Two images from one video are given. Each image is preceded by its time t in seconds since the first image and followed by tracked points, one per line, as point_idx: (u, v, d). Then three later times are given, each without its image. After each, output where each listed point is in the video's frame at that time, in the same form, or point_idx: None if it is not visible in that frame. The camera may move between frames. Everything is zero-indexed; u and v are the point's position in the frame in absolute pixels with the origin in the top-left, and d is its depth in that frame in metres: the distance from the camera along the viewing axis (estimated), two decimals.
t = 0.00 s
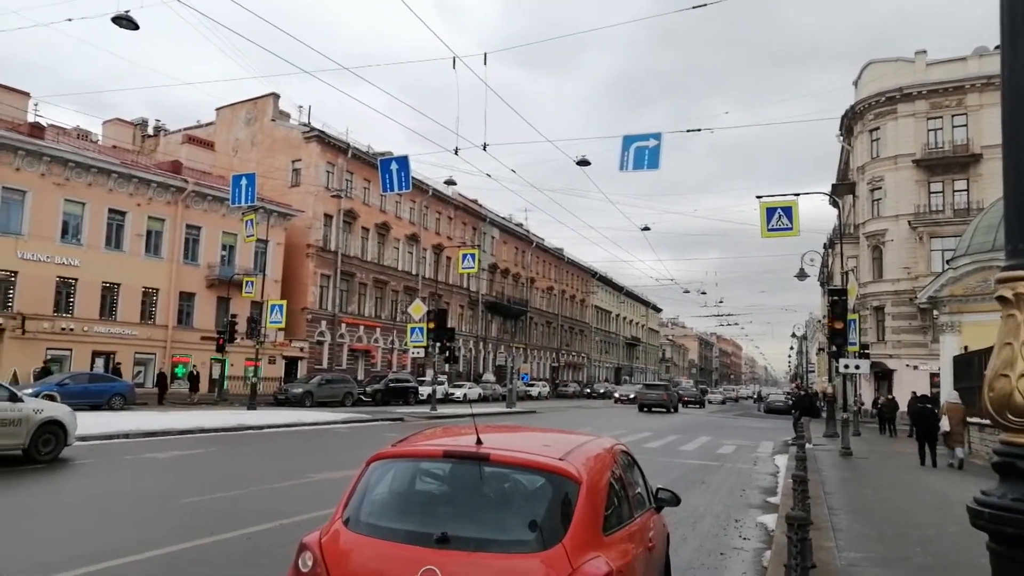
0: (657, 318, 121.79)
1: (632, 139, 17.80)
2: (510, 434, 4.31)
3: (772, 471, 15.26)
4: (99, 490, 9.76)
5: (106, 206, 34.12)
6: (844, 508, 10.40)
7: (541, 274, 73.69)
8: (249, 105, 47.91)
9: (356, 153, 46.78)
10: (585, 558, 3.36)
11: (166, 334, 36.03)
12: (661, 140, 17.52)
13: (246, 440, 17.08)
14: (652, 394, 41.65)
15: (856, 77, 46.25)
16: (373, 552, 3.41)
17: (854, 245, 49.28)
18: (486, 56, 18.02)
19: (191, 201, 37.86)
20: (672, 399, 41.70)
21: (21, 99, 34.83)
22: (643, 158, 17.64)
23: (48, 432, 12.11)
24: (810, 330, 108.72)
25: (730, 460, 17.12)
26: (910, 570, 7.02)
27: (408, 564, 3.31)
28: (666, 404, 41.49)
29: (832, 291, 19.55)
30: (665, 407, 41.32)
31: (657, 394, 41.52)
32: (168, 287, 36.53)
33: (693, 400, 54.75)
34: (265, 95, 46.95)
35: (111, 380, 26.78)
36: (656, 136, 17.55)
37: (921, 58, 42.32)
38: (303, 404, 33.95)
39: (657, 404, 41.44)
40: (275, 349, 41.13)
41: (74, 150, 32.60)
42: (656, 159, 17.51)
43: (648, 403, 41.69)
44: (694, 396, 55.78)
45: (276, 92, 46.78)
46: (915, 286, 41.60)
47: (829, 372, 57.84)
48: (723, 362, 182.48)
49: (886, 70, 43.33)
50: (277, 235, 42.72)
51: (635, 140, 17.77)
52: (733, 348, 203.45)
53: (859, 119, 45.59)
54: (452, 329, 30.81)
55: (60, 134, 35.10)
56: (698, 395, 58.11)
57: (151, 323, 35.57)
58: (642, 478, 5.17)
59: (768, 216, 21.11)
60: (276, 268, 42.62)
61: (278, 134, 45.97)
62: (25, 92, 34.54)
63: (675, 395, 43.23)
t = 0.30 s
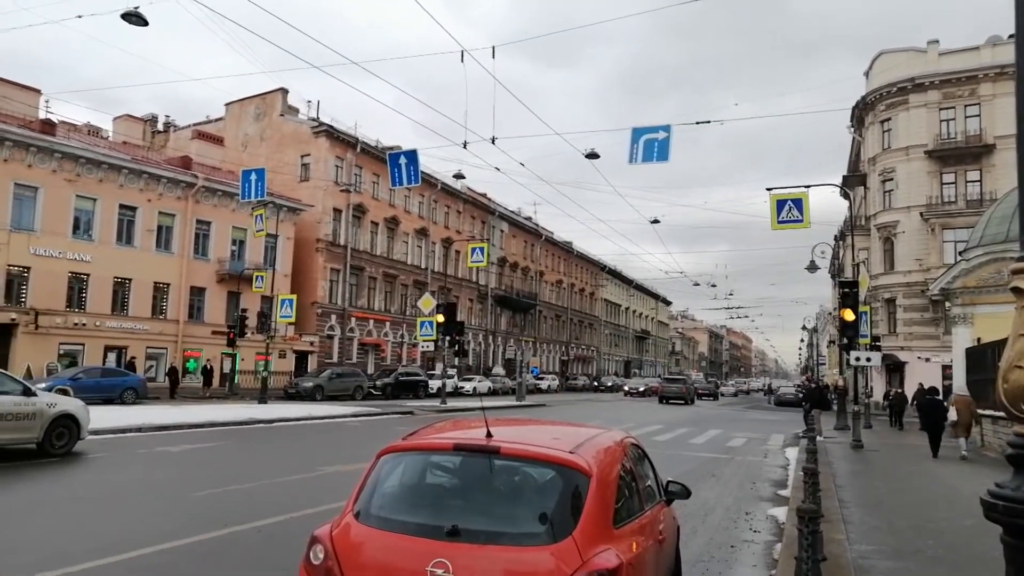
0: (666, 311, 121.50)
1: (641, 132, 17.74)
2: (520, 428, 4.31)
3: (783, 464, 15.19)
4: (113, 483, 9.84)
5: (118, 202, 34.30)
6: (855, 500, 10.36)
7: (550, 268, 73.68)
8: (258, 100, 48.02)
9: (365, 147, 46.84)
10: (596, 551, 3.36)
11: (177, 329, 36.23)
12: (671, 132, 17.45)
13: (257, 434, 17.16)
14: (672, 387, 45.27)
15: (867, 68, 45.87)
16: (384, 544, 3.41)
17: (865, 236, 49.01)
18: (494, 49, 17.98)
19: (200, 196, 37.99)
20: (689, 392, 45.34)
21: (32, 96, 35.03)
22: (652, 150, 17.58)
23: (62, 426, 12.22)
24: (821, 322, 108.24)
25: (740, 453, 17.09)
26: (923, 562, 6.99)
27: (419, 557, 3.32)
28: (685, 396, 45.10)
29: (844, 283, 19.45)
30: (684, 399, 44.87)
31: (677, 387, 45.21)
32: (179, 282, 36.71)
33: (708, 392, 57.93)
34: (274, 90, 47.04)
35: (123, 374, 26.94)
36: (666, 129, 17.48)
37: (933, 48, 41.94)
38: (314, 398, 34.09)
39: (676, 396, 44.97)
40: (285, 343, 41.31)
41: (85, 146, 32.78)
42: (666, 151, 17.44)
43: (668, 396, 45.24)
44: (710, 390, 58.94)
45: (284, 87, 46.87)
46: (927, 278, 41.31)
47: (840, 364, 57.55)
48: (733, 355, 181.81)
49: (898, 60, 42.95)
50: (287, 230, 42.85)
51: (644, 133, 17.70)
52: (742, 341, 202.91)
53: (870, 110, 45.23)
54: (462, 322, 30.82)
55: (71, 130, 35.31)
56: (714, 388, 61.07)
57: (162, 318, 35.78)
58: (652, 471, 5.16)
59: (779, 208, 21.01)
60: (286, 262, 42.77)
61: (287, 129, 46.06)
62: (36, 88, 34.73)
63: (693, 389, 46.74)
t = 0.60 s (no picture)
0: (669, 308, 121.40)
1: (644, 128, 17.71)
2: (522, 424, 4.30)
3: (785, 461, 15.18)
4: (115, 480, 9.84)
5: (121, 198, 34.33)
6: (858, 498, 10.33)
7: (553, 265, 73.68)
8: (261, 97, 48.03)
9: (368, 144, 46.84)
10: (599, 548, 3.36)
11: (181, 326, 36.28)
12: (674, 128, 17.43)
13: (260, 431, 17.16)
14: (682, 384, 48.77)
15: (871, 64, 45.74)
16: (387, 542, 3.42)
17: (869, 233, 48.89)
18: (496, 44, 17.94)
19: (204, 193, 38.01)
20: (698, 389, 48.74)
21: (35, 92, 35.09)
22: (655, 146, 17.54)
23: (66, 423, 12.24)
24: (824, 319, 108.04)
25: (743, 450, 17.06)
26: (926, 560, 6.98)
27: (422, 554, 3.33)
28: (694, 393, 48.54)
29: (847, 280, 19.40)
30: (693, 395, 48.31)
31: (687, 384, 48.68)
32: (182, 278, 36.75)
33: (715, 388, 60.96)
34: (277, 86, 47.06)
35: (127, 370, 26.98)
36: (669, 126, 17.46)
37: (938, 44, 41.83)
38: (317, 394, 34.11)
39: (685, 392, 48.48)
40: (288, 340, 41.38)
41: (89, 143, 32.83)
42: (669, 147, 17.41)
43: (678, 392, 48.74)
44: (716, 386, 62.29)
45: (287, 84, 46.87)
46: (931, 275, 41.17)
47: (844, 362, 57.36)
48: (736, 352, 181.48)
49: (902, 56, 42.84)
50: (290, 227, 42.86)
51: (647, 129, 17.68)
52: (746, 338, 202.91)
53: (874, 106, 45.08)
54: (464, 319, 30.78)
55: (74, 127, 35.38)
56: (719, 381, 63.40)
57: (165, 315, 35.85)
58: (655, 468, 5.15)
59: (782, 205, 20.96)
60: (289, 259, 42.82)
61: (290, 126, 46.04)
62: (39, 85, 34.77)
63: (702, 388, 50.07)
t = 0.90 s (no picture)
0: (673, 309, 121.29)
1: (648, 129, 17.71)
2: (526, 426, 4.29)
3: (789, 462, 15.16)
4: (120, 480, 9.86)
5: (126, 200, 34.43)
6: (863, 499, 10.31)
7: (557, 266, 73.66)
8: (265, 98, 48.12)
9: (371, 145, 46.90)
10: (604, 550, 3.36)
11: (185, 327, 36.36)
12: (678, 129, 17.42)
13: (264, 432, 17.18)
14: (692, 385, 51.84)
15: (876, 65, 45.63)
16: (392, 543, 3.42)
17: (873, 233, 48.78)
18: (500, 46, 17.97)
19: (208, 194, 38.09)
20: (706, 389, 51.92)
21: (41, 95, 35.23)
22: (659, 147, 17.53)
23: (72, 424, 12.29)
24: (829, 320, 107.74)
25: (748, 451, 17.02)
26: (932, 562, 6.95)
27: (427, 555, 3.33)
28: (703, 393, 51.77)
29: (852, 281, 19.35)
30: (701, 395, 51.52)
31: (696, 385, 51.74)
32: (187, 280, 36.84)
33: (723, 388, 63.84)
34: (281, 88, 47.14)
35: (131, 371, 27.05)
36: (673, 126, 17.45)
37: (943, 44, 41.72)
38: (320, 396, 34.14)
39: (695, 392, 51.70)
40: (292, 341, 41.44)
41: (94, 145, 32.94)
42: (673, 148, 17.39)
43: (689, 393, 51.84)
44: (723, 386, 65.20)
45: (291, 85, 46.95)
46: (936, 275, 41.05)
47: (848, 363, 57.23)
48: (740, 353, 181.03)
49: (907, 57, 42.74)
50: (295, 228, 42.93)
51: (651, 130, 17.67)
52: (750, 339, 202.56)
53: (878, 107, 44.99)
54: (468, 320, 30.77)
55: (79, 129, 35.49)
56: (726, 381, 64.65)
57: (170, 316, 35.95)
58: (659, 470, 5.15)
59: (786, 206, 20.94)
60: (293, 260, 42.89)
61: (294, 127, 46.13)
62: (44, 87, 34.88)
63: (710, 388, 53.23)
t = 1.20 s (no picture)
0: (672, 307, 121.40)
1: (648, 128, 17.71)
2: (525, 424, 4.29)
3: (788, 461, 15.16)
4: (119, 478, 9.85)
5: (125, 198, 34.42)
6: (861, 498, 10.31)
7: (557, 264, 73.66)
8: (264, 96, 48.09)
9: (371, 143, 46.85)
10: (602, 548, 3.36)
11: (184, 325, 36.34)
12: (678, 128, 17.41)
13: (263, 430, 17.17)
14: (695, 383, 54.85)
15: (875, 64, 45.65)
16: (391, 541, 3.42)
17: (873, 233, 48.80)
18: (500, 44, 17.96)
19: (207, 192, 38.06)
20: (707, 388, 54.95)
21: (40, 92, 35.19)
22: (659, 146, 17.52)
23: (70, 421, 12.29)
24: (828, 319, 107.76)
25: (746, 450, 17.02)
26: (930, 560, 6.96)
27: (426, 553, 3.33)
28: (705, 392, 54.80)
29: (850, 280, 19.37)
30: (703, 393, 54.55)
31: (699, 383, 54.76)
32: (186, 278, 36.83)
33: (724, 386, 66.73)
34: (281, 86, 47.11)
35: (130, 369, 27.04)
36: (673, 125, 17.45)
37: (943, 43, 41.71)
38: (319, 393, 34.12)
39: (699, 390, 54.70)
40: (291, 339, 41.44)
41: (93, 142, 32.92)
42: (673, 147, 17.38)
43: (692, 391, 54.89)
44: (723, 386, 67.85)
45: (291, 83, 46.90)
46: (935, 274, 41.06)
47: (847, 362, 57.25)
48: (739, 352, 180.96)
49: (906, 56, 42.74)
50: (294, 226, 42.90)
51: (650, 128, 17.67)
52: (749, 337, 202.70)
53: (878, 106, 44.98)
54: (467, 318, 30.74)
55: (78, 127, 35.46)
56: (727, 380, 66.26)
57: (169, 314, 35.94)
58: (657, 467, 5.15)
59: (785, 205, 20.94)
60: (292, 258, 42.86)
61: (293, 125, 46.10)
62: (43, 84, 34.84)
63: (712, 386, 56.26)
